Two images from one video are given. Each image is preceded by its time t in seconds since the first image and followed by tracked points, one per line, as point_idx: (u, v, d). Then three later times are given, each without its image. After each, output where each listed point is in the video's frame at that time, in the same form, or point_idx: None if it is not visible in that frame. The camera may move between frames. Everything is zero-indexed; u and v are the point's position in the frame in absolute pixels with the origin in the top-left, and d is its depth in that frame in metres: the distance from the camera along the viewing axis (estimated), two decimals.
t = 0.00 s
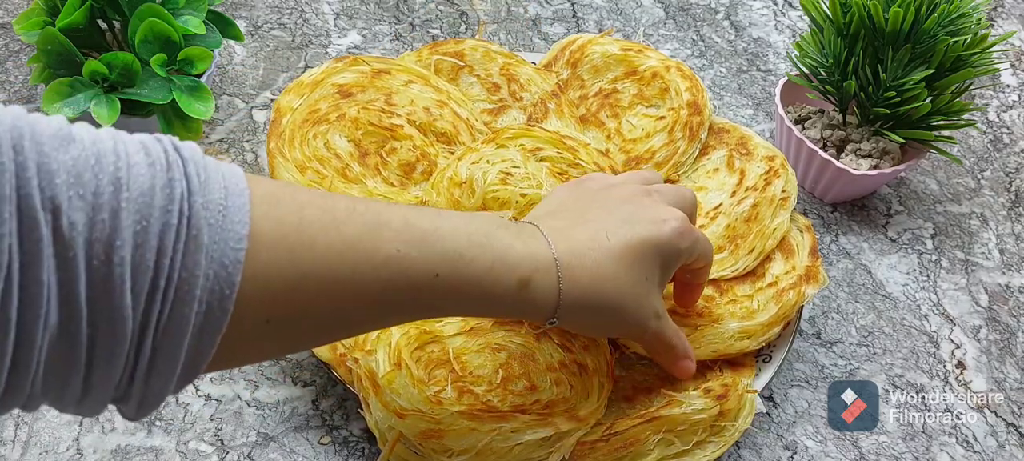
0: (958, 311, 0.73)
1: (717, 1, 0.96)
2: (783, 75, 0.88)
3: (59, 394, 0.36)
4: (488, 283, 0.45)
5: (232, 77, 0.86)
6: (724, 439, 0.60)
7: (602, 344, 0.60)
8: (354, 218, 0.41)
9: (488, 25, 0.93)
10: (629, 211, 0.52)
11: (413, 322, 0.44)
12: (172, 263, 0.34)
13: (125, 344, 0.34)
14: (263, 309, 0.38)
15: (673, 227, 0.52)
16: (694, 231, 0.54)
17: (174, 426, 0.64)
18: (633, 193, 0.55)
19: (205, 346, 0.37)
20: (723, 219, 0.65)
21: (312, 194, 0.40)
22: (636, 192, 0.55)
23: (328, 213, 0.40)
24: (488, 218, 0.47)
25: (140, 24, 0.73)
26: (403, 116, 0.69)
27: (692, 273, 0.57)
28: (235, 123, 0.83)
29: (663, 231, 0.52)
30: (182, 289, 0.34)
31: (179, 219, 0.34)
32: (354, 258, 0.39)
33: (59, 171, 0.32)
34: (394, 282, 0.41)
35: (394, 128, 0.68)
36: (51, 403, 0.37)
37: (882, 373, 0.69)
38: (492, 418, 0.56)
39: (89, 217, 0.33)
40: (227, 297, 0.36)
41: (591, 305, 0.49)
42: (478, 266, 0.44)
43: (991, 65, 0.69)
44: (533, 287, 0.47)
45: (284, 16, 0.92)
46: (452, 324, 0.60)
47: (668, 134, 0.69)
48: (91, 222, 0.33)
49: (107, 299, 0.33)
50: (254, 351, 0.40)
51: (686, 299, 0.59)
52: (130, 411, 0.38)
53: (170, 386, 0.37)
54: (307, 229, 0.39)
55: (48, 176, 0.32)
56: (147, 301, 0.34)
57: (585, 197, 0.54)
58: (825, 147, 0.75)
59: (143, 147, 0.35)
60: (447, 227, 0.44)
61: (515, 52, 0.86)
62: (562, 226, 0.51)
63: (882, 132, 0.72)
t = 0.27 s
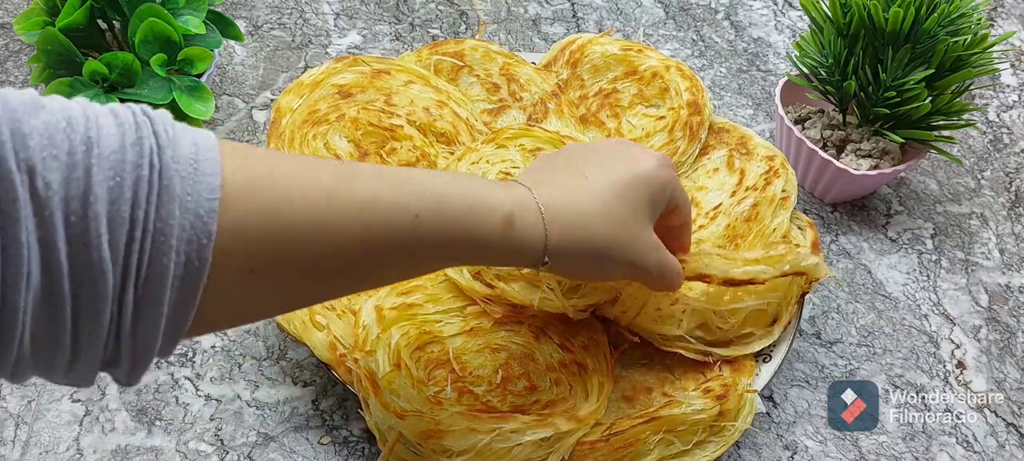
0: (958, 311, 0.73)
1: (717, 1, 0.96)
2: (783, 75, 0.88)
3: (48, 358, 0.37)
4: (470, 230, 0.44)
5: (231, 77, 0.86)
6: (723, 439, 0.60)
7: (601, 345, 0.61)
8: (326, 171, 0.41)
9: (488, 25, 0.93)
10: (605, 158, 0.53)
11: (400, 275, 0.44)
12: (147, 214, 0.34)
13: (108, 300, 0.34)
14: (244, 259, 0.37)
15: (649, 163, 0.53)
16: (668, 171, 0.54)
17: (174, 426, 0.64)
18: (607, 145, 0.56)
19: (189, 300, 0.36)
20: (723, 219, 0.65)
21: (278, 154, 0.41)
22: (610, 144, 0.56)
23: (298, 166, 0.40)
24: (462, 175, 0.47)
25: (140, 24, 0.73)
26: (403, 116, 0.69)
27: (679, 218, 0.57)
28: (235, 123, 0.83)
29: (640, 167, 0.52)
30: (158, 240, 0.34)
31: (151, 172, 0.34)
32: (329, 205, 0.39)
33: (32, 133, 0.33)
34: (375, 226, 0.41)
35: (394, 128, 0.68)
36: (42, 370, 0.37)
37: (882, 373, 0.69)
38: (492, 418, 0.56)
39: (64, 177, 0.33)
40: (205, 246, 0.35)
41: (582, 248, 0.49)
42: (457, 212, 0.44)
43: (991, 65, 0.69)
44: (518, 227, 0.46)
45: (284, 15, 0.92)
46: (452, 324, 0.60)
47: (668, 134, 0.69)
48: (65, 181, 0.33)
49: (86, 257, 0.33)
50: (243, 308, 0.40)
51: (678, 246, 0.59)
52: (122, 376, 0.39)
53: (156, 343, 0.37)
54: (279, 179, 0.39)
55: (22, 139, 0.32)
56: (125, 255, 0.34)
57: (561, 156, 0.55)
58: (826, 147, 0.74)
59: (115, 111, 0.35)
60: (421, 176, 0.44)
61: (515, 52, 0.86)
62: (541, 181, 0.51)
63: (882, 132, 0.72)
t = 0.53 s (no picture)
0: (958, 311, 0.73)
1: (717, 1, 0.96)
2: (783, 75, 0.88)
3: None
4: (428, 213, 0.44)
5: (232, 77, 0.86)
6: (724, 439, 0.60)
7: (601, 344, 0.61)
8: (274, 155, 0.40)
9: (488, 25, 0.93)
10: (562, 135, 0.53)
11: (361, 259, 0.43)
12: (88, 207, 0.34)
13: (51, 294, 0.34)
14: (192, 245, 0.37)
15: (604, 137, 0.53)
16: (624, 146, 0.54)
17: (174, 426, 0.64)
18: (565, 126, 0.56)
19: (140, 289, 0.36)
20: (723, 218, 0.65)
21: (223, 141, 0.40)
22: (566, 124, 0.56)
23: (244, 151, 0.39)
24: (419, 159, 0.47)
25: (140, 24, 0.73)
26: (403, 116, 0.69)
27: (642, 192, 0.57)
28: (235, 123, 0.83)
29: (597, 140, 0.53)
30: (101, 232, 0.34)
31: (90, 163, 0.34)
32: (276, 189, 0.39)
33: None
34: (327, 207, 0.40)
35: (394, 128, 0.68)
36: None
37: (882, 373, 0.69)
38: (492, 418, 0.57)
39: (3, 171, 0.32)
40: (151, 236, 0.35)
41: (547, 226, 0.48)
42: (412, 193, 0.43)
43: (991, 65, 0.69)
44: (477, 206, 0.46)
45: (284, 16, 0.92)
46: (452, 324, 0.61)
47: (667, 134, 0.69)
48: (5, 174, 0.32)
49: (28, 251, 0.33)
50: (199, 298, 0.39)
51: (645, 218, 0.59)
52: (76, 368, 0.39)
53: (106, 334, 0.36)
54: (224, 165, 0.38)
55: None
56: (69, 248, 0.34)
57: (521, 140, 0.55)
58: (826, 147, 0.75)
59: (52, 103, 0.35)
60: (374, 157, 0.43)
61: (515, 52, 0.86)
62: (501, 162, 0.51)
63: (882, 132, 0.72)
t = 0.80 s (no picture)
0: (958, 311, 0.73)
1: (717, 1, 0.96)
2: (783, 75, 0.88)
3: None
4: (429, 224, 0.44)
5: (232, 77, 0.86)
6: (723, 439, 0.60)
7: (601, 344, 0.61)
8: (277, 165, 0.40)
9: (488, 25, 0.93)
10: (567, 145, 0.53)
11: (363, 270, 0.44)
12: (92, 219, 0.34)
13: (54, 306, 0.34)
14: (196, 257, 0.37)
15: (606, 148, 0.53)
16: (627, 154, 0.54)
17: (174, 426, 0.64)
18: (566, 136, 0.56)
19: (141, 302, 0.36)
20: (723, 218, 0.65)
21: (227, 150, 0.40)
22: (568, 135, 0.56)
23: (247, 161, 0.39)
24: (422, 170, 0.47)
25: (140, 24, 0.73)
26: (403, 116, 0.69)
27: (641, 202, 0.57)
28: (235, 123, 0.83)
29: (599, 152, 0.52)
30: (104, 245, 0.34)
31: (94, 175, 0.34)
32: (279, 202, 0.39)
33: None
34: (330, 219, 0.40)
35: (394, 128, 0.68)
36: None
37: (882, 373, 0.69)
38: (492, 418, 0.56)
39: (6, 181, 0.32)
40: (155, 248, 0.35)
41: (547, 237, 0.48)
42: (415, 205, 0.43)
43: (991, 65, 0.69)
44: (480, 218, 0.46)
45: (284, 15, 0.92)
46: (452, 324, 0.61)
47: (668, 134, 0.69)
48: (8, 186, 0.32)
49: (30, 262, 0.33)
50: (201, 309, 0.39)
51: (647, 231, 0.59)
52: (77, 380, 0.39)
53: (109, 347, 0.36)
54: (227, 175, 0.38)
55: None
56: (72, 260, 0.34)
57: (523, 152, 0.55)
58: (826, 147, 0.75)
59: (54, 115, 0.35)
60: (376, 168, 0.43)
61: (515, 52, 0.86)
62: (503, 174, 0.51)
63: (882, 132, 0.72)
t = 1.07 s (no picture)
0: (958, 311, 0.73)
1: (717, 1, 0.96)
2: (783, 75, 0.88)
3: (41, 384, 0.37)
4: (471, 287, 0.44)
5: (232, 77, 0.86)
6: (724, 439, 0.60)
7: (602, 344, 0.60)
8: (338, 220, 0.41)
9: (488, 25, 0.93)
10: (621, 204, 0.53)
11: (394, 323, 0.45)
12: (149, 265, 0.35)
13: (103, 342, 0.35)
14: (242, 311, 0.38)
15: (663, 229, 0.52)
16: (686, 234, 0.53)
17: (174, 426, 0.64)
18: (626, 193, 0.54)
19: (184, 346, 0.37)
20: (723, 219, 0.65)
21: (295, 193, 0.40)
22: (628, 190, 0.55)
23: (312, 216, 0.40)
24: (478, 221, 0.47)
25: (139, 24, 0.73)
26: (403, 116, 0.69)
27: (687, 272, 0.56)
28: (235, 123, 0.83)
29: (653, 232, 0.51)
30: (159, 290, 0.35)
31: (157, 222, 0.35)
32: (334, 263, 0.40)
33: (40, 173, 0.33)
34: (375, 286, 0.41)
35: (394, 128, 0.68)
36: (35, 394, 0.38)
37: (882, 373, 0.69)
38: (492, 419, 0.56)
39: (68, 217, 0.33)
40: (205, 298, 0.36)
41: (577, 313, 0.49)
42: (462, 270, 0.44)
43: (991, 65, 0.69)
44: (519, 291, 0.46)
45: (284, 15, 0.92)
46: (453, 324, 0.60)
47: (668, 134, 0.69)
48: (70, 222, 0.33)
49: (86, 296, 0.34)
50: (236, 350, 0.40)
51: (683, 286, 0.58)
52: (111, 407, 0.40)
53: (148, 383, 0.38)
54: (288, 231, 0.39)
55: (29, 177, 0.33)
56: (125, 300, 0.35)
57: (575, 197, 0.54)
58: (826, 147, 0.75)
59: (125, 148, 0.36)
60: (432, 230, 0.44)
61: (515, 52, 0.86)
62: (551, 227, 0.50)
63: (882, 132, 0.72)
